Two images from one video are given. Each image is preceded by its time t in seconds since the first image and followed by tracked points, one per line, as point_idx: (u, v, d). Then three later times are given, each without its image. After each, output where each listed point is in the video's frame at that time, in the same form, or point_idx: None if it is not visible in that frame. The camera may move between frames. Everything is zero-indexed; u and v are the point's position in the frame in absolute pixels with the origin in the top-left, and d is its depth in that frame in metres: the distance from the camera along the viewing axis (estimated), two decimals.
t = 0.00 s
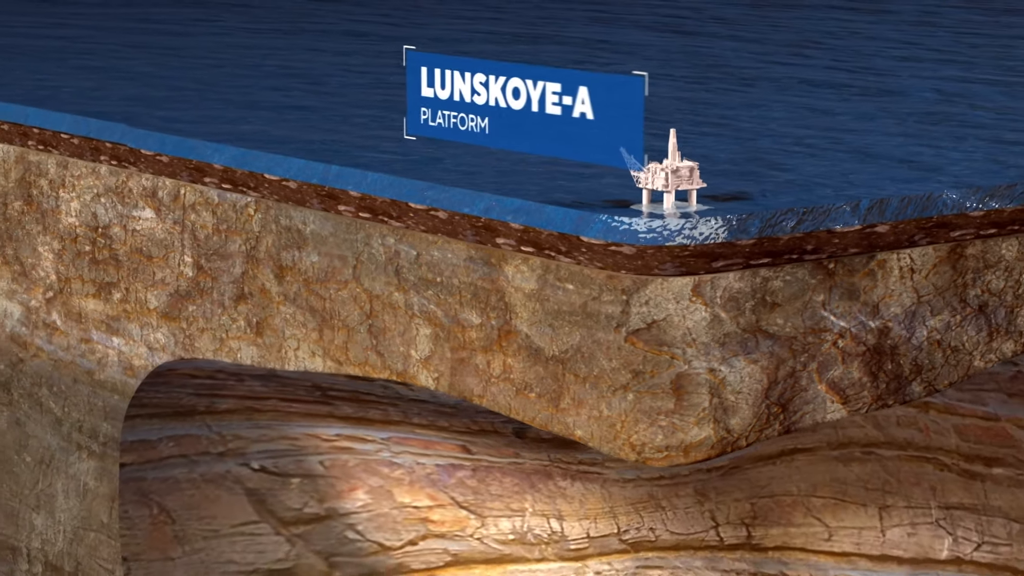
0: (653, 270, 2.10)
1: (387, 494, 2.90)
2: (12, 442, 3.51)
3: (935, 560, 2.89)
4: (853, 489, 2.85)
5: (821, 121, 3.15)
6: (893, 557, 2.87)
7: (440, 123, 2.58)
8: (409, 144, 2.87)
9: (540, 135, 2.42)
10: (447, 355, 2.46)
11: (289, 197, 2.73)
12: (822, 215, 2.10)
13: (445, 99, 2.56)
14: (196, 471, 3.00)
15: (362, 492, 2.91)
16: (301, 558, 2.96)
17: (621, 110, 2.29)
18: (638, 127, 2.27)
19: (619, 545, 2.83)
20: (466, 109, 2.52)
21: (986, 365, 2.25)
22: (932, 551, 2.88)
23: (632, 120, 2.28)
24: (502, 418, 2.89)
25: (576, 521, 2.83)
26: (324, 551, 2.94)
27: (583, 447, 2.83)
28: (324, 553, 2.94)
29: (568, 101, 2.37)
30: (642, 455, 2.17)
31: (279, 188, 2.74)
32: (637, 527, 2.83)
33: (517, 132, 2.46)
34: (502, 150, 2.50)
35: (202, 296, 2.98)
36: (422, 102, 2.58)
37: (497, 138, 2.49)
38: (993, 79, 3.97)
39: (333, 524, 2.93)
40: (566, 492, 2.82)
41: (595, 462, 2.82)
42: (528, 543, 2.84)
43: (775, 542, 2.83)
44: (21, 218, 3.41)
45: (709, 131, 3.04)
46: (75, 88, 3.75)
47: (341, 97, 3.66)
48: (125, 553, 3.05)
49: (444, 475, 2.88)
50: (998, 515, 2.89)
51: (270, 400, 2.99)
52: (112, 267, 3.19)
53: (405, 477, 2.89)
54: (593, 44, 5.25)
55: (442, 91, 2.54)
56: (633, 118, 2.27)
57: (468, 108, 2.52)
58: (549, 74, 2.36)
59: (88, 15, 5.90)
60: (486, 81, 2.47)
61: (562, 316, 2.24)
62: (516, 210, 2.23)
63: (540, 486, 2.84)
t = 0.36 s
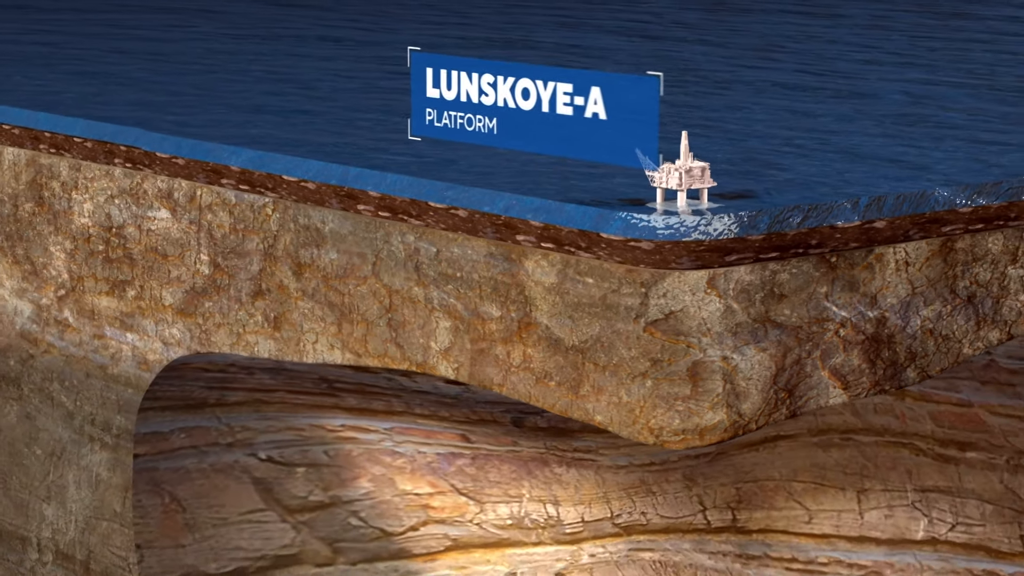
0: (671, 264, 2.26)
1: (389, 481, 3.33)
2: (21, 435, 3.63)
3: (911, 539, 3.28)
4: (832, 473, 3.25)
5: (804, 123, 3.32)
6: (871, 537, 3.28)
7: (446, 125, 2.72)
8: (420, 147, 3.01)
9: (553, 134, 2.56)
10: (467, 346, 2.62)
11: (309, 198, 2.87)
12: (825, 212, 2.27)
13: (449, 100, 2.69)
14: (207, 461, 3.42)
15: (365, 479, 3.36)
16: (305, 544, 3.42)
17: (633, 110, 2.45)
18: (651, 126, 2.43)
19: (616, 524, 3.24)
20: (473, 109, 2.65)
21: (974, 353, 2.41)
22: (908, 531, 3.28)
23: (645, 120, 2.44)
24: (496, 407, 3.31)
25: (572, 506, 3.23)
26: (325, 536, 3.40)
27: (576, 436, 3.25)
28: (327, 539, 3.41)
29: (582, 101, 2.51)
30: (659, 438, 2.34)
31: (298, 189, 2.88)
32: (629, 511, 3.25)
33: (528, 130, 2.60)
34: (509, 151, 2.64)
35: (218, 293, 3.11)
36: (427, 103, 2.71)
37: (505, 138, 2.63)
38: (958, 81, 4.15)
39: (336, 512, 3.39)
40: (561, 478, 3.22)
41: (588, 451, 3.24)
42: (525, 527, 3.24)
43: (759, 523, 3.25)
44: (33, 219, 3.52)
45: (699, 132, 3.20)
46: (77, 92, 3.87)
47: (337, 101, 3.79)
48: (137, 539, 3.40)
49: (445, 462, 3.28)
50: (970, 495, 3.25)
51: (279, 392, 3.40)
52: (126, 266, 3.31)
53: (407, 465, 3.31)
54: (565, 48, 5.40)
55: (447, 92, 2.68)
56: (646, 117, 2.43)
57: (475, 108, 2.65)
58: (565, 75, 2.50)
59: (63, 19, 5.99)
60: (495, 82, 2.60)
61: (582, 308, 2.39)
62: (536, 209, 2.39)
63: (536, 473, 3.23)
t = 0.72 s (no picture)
0: (687, 258, 2.44)
1: (394, 467, 3.47)
2: (36, 427, 3.77)
3: (886, 518, 3.52)
4: (810, 457, 3.51)
5: (786, 124, 3.52)
6: (847, 517, 3.52)
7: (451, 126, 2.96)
8: (431, 150, 3.19)
9: (561, 132, 2.77)
10: (488, 336, 2.80)
11: (330, 198, 3.04)
12: (826, 209, 2.47)
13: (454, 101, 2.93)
14: (220, 449, 3.53)
15: (370, 465, 3.48)
16: (313, 527, 3.54)
17: (647, 108, 2.63)
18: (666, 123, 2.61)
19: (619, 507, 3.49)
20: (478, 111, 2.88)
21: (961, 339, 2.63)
22: (883, 511, 3.52)
23: (659, 117, 2.62)
24: (497, 396, 3.50)
25: (568, 490, 3.45)
26: (335, 522, 3.52)
27: (572, 424, 3.47)
28: (334, 523, 3.53)
29: (591, 100, 2.72)
30: (676, 420, 2.54)
31: (319, 190, 3.04)
32: (622, 494, 3.49)
33: (535, 129, 2.82)
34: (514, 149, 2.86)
35: (238, 289, 3.27)
36: (433, 104, 2.96)
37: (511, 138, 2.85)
38: (922, 84, 4.38)
39: (343, 497, 3.51)
40: (558, 464, 3.44)
41: (584, 436, 3.46)
42: (523, 509, 3.45)
43: (743, 505, 3.51)
44: (48, 220, 3.67)
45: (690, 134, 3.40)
46: (84, 99, 4.01)
47: (336, 105, 3.95)
48: (155, 524, 3.53)
49: (445, 447, 3.46)
50: (942, 477, 3.51)
51: (290, 382, 3.52)
52: (144, 263, 3.47)
53: (411, 451, 3.46)
54: (537, 50, 5.58)
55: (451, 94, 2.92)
56: (660, 114, 2.61)
57: (480, 109, 2.88)
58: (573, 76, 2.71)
59: (42, 24, 6.09)
60: (501, 84, 2.83)
61: (601, 300, 2.58)
62: (557, 206, 2.57)
63: (535, 459, 3.44)
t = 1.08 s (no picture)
0: (698, 252, 2.63)
1: (401, 457, 4.20)
2: (52, 420, 3.91)
3: (865, 501, 4.23)
4: (792, 443, 4.24)
5: (772, 126, 3.72)
6: (828, 500, 4.24)
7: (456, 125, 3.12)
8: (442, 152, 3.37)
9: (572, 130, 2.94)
10: (505, 328, 2.98)
11: (348, 198, 3.20)
12: (826, 206, 2.67)
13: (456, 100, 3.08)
14: (238, 440, 4.02)
15: (378, 455, 4.19)
16: (325, 514, 4.14)
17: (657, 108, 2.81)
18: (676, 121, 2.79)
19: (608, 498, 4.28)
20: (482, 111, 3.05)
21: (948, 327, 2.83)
22: (861, 493, 4.23)
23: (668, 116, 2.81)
24: (500, 388, 4.28)
25: (565, 475, 4.25)
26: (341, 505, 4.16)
27: (571, 414, 4.29)
28: (344, 509, 4.16)
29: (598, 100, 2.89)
30: (687, 405, 2.73)
31: (338, 190, 3.21)
32: (618, 480, 4.28)
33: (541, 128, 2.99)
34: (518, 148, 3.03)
35: (257, 285, 3.44)
36: (436, 105, 3.12)
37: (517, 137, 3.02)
38: (890, 87, 4.59)
39: (353, 484, 4.17)
40: (557, 450, 4.26)
41: (582, 425, 4.28)
42: (524, 495, 4.24)
43: (728, 489, 4.26)
44: (65, 220, 3.81)
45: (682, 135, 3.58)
46: (91, 103, 4.14)
47: (337, 109, 4.11)
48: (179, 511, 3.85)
49: (451, 438, 4.23)
50: (919, 462, 4.18)
51: (304, 376, 4.14)
52: (161, 261, 3.62)
53: (417, 441, 4.22)
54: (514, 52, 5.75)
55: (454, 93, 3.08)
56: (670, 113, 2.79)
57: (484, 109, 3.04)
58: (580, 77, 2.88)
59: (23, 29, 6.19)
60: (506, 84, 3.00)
61: (616, 292, 2.77)
62: (574, 205, 2.75)
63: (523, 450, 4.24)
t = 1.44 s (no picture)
0: (708, 247, 2.86)
1: (428, 444, 3.86)
2: (72, 411, 4.09)
3: (841, 482, 4.02)
4: (775, 431, 4.03)
5: (758, 129, 3.94)
6: (808, 482, 4.03)
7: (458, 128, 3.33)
8: (452, 154, 3.56)
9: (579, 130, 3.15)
10: (522, 318, 3.20)
11: (368, 197, 3.39)
12: (823, 203, 2.89)
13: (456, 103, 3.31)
14: (283, 430, 3.83)
15: (407, 443, 3.85)
16: (359, 497, 3.86)
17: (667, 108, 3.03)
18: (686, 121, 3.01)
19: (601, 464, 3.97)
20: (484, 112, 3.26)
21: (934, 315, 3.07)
22: (838, 475, 4.02)
23: (678, 116, 3.02)
24: (517, 381, 3.91)
25: (576, 461, 3.94)
26: (376, 488, 3.86)
27: (580, 405, 3.97)
28: (377, 492, 3.87)
29: (608, 101, 3.11)
30: (698, 389, 2.95)
31: (358, 190, 3.40)
32: (622, 464, 3.99)
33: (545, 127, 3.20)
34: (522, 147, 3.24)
35: (277, 280, 3.63)
36: (438, 107, 3.33)
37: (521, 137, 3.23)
38: (863, 90, 4.83)
39: (384, 471, 3.86)
40: (569, 438, 3.94)
41: (590, 416, 3.97)
42: (539, 478, 3.92)
43: (719, 470, 4.03)
44: (86, 220, 3.98)
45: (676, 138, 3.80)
46: (104, 108, 4.31)
47: (341, 113, 4.30)
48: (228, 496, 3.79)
49: (474, 429, 3.87)
50: (889, 447, 3.98)
51: (342, 373, 3.84)
52: (182, 259, 3.81)
53: (443, 431, 3.85)
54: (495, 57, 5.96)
55: (455, 96, 3.31)
56: (680, 112, 3.01)
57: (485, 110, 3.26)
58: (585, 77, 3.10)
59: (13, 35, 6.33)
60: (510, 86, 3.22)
61: (630, 284, 2.99)
62: (589, 204, 2.96)
63: (551, 434, 3.93)
